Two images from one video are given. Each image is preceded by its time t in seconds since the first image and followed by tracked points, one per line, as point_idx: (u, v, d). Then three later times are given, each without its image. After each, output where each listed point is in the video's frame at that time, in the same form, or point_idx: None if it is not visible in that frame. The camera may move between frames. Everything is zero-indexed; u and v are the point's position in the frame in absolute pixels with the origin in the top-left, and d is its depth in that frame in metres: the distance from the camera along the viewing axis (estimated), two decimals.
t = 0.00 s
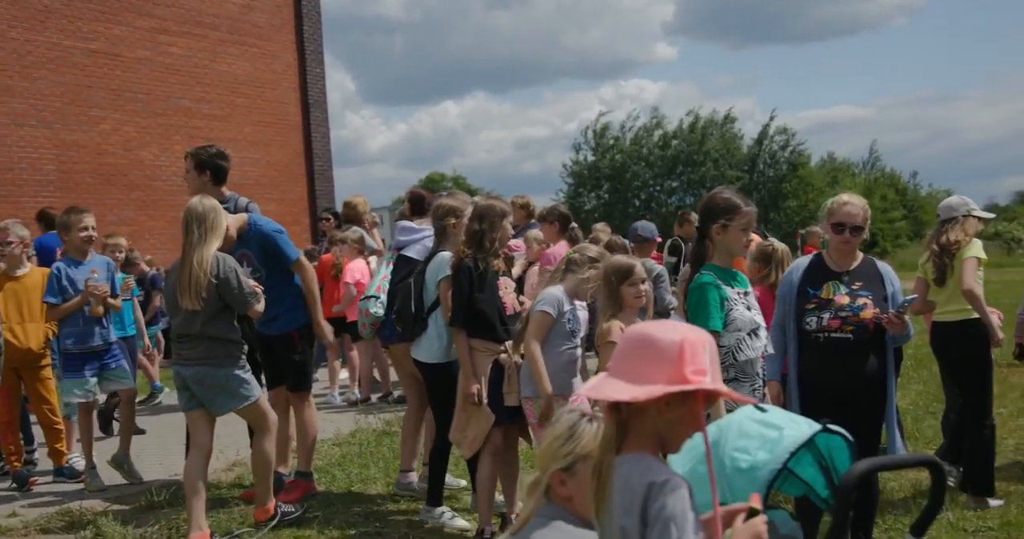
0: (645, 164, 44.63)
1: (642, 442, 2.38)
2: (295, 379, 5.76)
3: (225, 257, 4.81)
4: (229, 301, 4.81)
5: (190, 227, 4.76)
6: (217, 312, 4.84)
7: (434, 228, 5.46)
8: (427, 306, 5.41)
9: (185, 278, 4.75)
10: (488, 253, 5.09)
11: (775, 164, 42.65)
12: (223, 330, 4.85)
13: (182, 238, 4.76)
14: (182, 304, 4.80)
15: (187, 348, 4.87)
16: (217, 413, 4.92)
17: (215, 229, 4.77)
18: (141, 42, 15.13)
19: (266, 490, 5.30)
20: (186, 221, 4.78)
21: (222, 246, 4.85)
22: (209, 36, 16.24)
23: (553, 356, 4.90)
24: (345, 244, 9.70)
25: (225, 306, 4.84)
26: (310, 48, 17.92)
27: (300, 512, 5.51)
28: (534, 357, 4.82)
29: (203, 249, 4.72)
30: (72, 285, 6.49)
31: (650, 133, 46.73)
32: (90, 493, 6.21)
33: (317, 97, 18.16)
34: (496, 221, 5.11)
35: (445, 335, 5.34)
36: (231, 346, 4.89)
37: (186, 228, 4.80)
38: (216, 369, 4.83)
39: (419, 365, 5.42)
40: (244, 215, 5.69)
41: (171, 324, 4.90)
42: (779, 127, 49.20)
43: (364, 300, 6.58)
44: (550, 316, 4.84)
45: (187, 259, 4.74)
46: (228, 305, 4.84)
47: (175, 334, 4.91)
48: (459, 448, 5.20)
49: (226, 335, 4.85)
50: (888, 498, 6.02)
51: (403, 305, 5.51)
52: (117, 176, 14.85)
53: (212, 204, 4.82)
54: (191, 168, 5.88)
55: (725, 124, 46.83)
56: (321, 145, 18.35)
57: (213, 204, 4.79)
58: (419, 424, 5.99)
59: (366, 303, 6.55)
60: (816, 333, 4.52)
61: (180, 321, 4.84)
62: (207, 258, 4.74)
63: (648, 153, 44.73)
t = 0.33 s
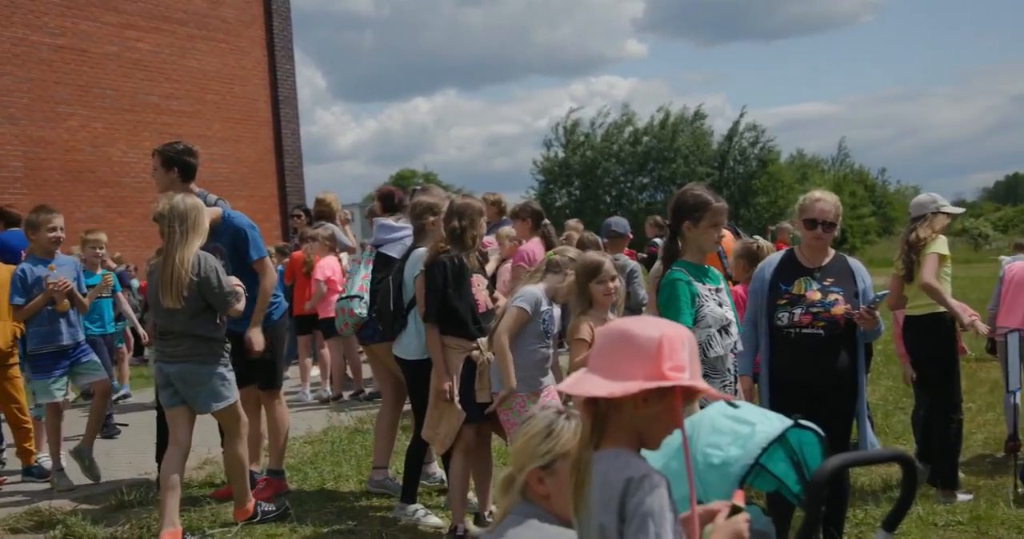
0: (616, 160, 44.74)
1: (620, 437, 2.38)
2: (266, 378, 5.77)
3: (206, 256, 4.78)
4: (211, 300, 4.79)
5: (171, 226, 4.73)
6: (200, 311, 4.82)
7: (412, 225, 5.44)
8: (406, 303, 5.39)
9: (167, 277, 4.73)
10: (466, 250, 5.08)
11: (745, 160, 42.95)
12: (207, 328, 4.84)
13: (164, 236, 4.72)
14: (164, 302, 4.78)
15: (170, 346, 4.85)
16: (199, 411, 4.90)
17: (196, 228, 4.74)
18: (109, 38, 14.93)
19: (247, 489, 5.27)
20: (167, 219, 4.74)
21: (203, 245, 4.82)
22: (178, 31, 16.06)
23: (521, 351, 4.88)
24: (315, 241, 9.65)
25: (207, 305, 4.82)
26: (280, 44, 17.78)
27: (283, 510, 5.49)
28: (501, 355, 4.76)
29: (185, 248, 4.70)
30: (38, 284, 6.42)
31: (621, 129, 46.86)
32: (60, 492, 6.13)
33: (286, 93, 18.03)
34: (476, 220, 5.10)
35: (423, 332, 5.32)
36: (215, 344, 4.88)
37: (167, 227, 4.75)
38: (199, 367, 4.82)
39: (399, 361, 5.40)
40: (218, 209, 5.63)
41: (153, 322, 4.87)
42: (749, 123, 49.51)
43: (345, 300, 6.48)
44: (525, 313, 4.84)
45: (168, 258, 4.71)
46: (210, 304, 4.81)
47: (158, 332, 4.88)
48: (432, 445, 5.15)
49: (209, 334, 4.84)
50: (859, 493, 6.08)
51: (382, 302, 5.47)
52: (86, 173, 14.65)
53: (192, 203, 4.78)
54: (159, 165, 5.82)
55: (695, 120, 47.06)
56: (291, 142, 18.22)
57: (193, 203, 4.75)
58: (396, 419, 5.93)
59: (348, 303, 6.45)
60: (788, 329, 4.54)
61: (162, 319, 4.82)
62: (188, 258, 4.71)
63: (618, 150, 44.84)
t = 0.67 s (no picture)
0: (589, 160, 44.82)
1: (598, 437, 2.40)
2: (235, 380, 5.68)
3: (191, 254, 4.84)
4: (196, 300, 4.84)
5: (157, 226, 4.78)
6: (186, 309, 4.88)
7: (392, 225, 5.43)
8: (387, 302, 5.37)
9: (153, 276, 4.79)
10: (443, 250, 5.09)
11: (718, 160, 43.23)
12: (193, 325, 4.90)
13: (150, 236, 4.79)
14: (150, 302, 4.84)
15: (156, 343, 4.91)
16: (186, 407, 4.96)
17: (181, 229, 4.79)
18: (80, 38, 14.78)
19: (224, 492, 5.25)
20: (154, 219, 4.79)
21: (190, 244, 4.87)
22: (150, 31, 15.91)
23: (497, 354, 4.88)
24: (290, 241, 9.63)
25: (193, 303, 4.87)
26: (252, 44, 17.67)
27: (259, 516, 5.45)
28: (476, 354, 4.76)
29: (170, 248, 4.75)
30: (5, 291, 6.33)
31: (594, 129, 46.97)
32: (31, 496, 6.07)
33: (259, 93, 17.92)
34: (454, 221, 5.13)
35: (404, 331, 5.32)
36: (201, 341, 4.94)
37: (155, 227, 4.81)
38: (186, 363, 4.87)
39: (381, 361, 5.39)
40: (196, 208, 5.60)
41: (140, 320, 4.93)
42: (721, 123, 49.81)
43: (332, 303, 6.36)
44: (504, 314, 4.83)
45: (154, 257, 4.78)
46: (195, 303, 4.86)
47: (145, 330, 4.93)
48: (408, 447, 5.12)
49: (195, 331, 4.89)
50: (833, 491, 6.14)
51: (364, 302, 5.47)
52: (56, 174, 14.50)
53: (177, 203, 4.82)
54: (128, 166, 5.79)
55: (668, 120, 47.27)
56: (264, 143, 18.12)
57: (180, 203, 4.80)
58: (375, 420, 5.90)
59: (336, 306, 6.32)
60: (761, 327, 4.57)
61: (148, 318, 4.88)
62: (173, 258, 4.77)
63: (592, 150, 44.96)
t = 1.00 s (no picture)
0: (558, 158, 44.87)
1: (570, 436, 2.41)
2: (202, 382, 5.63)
3: (170, 251, 5.00)
4: (174, 296, 4.98)
5: (136, 225, 4.96)
6: (165, 306, 5.01)
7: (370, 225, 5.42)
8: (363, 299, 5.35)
9: (133, 274, 4.95)
10: (415, 249, 5.10)
11: (687, 158, 43.51)
12: (173, 320, 5.03)
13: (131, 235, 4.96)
14: (131, 299, 4.99)
15: (137, 339, 5.03)
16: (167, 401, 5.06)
17: (160, 227, 4.95)
18: (45, 35, 14.58)
19: (194, 492, 5.21)
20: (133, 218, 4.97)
21: (169, 242, 5.03)
22: (116, 29, 15.71)
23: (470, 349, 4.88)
24: (259, 239, 9.59)
25: (171, 301, 5.01)
26: (220, 42, 17.52)
27: (229, 516, 5.41)
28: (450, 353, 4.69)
29: (148, 245, 4.93)
30: None
31: (564, 127, 47.04)
32: None
33: (227, 91, 17.77)
34: (428, 221, 5.15)
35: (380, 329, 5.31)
36: (181, 336, 5.07)
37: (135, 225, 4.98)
38: (167, 357, 4.98)
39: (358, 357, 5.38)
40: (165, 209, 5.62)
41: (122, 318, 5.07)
42: (689, 122, 50.13)
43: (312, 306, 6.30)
44: (477, 309, 4.82)
45: (134, 256, 4.94)
46: (173, 300, 5.00)
47: (126, 327, 5.07)
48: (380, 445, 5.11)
49: (174, 326, 5.02)
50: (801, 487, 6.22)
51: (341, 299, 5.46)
52: (20, 173, 14.30)
53: (156, 202, 5.00)
54: (92, 165, 5.73)
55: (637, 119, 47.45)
56: (232, 141, 17.97)
57: (158, 201, 4.97)
58: (352, 422, 5.88)
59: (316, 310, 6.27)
60: (731, 325, 4.61)
61: (129, 314, 5.02)
62: (151, 255, 4.93)
63: (561, 148, 45.07)
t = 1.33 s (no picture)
0: (526, 154, 44.93)
1: (541, 432, 2.42)
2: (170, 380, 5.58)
3: (143, 246, 4.98)
4: (144, 293, 4.96)
5: (109, 220, 4.96)
6: (137, 302, 5.00)
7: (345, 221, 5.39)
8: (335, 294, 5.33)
9: (105, 270, 4.94)
10: (386, 246, 5.09)
11: (655, 154, 43.77)
12: (146, 316, 5.03)
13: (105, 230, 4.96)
14: (104, 295, 5.00)
15: (111, 334, 5.05)
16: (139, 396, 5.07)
17: (132, 223, 4.94)
18: (8, 30, 14.37)
19: (161, 491, 5.16)
20: (107, 213, 4.96)
21: (142, 238, 5.02)
22: (81, 24, 15.50)
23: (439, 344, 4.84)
24: (228, 236, 9.49)
25: (141, 298, 5.00)
26: (186, 38, 17.33)
27: (196, 515, 5.37)
28: (423, 343, 4.63)
29: (119, 241, 4.91)
30: None
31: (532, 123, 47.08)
32: None
33: (193, 87, 17.60)
34: (400, 217, 5.11)
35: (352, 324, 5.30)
36: (154, 332, 5.07)
37: (109, 220, 4.98)
38: (139, 353, 5.00)
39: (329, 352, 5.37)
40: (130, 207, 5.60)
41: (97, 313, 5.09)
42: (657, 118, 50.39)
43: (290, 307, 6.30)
44: (447, 303, 4.79)
45: (106, 252, 4.93)
46: (143, 297, 4.99)
47: (101, 322, 5.09)
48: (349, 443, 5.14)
49: (146, 322, 5.02)
50: (770, 481, 6.29)
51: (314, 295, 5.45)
52: None
53: (129, 197, 4.98)
54: (55, 161, 5.66)
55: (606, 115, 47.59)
56: (198, 137, 17.80)
57: (132, 197, 4.97)
58: (328, 421, 5.92)
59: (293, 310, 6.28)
60: (698, 320, 4.66)
61: (104, 310, 5.05)
62: (122, 252, 4.91)
63: (529, 145, 45.11)
